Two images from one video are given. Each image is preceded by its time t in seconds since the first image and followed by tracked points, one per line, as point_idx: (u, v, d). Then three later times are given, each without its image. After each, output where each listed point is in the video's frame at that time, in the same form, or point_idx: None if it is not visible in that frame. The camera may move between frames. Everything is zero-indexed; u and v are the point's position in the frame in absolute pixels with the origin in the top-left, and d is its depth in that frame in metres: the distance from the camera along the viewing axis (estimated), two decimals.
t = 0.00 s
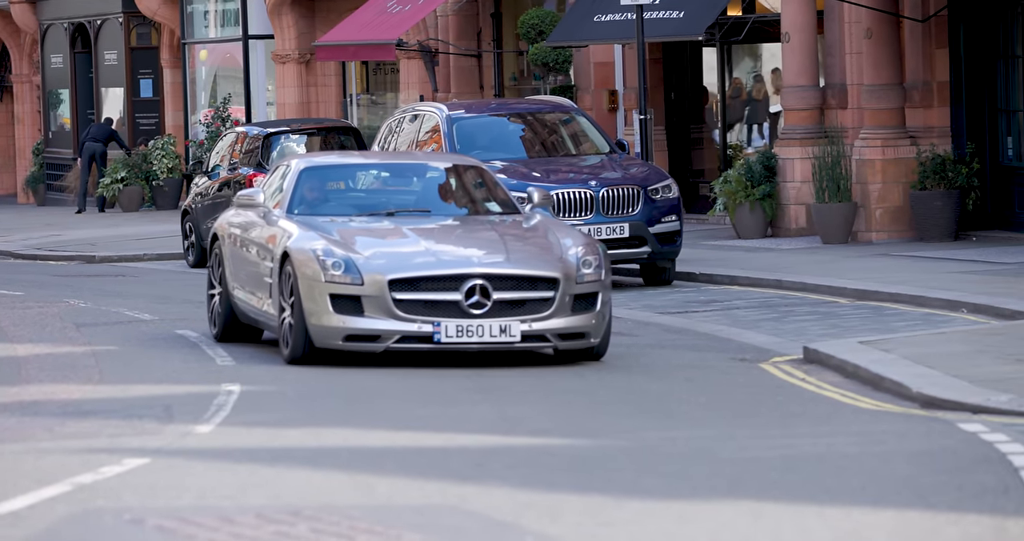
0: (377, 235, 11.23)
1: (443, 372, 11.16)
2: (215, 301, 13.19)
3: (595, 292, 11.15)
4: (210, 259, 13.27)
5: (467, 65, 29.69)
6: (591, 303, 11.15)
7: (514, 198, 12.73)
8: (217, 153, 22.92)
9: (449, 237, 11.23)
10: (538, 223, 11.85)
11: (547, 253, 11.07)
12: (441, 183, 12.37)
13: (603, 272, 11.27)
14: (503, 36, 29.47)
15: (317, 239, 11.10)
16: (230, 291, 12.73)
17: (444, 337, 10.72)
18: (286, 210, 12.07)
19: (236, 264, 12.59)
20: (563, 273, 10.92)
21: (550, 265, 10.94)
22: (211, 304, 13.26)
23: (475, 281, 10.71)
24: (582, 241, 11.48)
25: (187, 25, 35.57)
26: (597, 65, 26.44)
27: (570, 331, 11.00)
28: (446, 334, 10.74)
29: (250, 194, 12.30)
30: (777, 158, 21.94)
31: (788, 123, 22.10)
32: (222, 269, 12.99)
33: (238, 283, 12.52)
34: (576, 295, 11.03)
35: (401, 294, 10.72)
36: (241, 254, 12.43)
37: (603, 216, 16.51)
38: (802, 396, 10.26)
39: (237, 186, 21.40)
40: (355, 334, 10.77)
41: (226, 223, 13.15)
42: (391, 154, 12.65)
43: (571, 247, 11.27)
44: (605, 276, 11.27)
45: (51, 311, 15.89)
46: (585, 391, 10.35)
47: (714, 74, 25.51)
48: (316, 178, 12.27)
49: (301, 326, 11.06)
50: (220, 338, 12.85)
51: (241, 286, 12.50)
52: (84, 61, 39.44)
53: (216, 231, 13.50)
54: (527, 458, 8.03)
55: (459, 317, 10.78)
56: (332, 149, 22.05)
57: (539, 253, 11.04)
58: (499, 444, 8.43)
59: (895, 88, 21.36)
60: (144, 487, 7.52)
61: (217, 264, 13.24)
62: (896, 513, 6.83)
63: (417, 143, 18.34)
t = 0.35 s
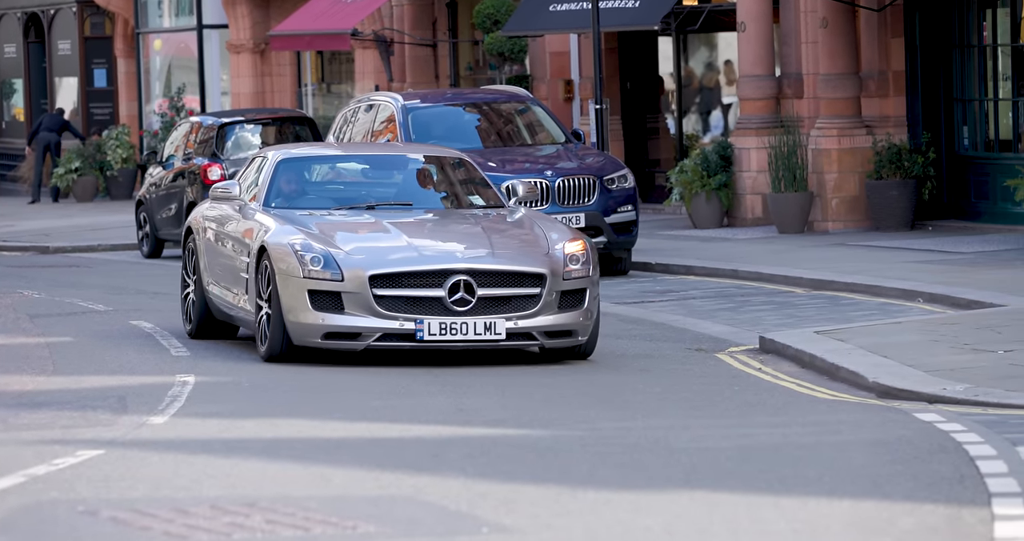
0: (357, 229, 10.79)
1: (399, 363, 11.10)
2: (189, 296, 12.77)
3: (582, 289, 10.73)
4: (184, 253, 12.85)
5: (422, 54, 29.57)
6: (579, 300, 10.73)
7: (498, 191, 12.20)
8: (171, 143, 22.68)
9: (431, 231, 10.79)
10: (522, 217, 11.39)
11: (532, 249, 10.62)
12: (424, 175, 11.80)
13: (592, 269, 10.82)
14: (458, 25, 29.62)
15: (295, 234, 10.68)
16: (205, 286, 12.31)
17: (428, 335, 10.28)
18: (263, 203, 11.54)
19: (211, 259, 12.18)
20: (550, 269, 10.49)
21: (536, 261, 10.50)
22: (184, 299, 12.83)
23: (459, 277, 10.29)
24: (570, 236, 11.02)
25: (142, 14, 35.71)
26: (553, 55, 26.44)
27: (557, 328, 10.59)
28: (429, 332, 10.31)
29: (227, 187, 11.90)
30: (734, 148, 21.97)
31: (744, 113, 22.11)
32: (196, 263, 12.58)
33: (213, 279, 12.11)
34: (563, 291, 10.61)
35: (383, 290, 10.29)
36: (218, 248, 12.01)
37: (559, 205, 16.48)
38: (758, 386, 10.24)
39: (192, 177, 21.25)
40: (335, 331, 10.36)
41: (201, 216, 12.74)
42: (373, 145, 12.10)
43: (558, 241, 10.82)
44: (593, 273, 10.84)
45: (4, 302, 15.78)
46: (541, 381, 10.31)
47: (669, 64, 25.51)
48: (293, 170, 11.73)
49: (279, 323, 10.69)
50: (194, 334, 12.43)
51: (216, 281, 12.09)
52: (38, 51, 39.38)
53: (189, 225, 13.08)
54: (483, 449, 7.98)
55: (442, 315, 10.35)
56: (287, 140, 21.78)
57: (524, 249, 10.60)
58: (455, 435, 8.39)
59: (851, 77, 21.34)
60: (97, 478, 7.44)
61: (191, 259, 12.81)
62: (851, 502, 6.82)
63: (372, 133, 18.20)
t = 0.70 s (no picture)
0: (349, 224, 10.37)
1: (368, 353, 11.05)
2: (175, 292, 12.31)
3: (582, 286, 10.33)
4: (170, 247, 12.40)
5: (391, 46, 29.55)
6: (579, 297, 10.33)
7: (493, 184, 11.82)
8: (139, 135, 22.53)
9: (425, 227, 10.37)
10: (518, 212, 10.98)
11: (530, 245, 10.22)
12: (418, 168, 11.41)
13: (592, 265, 10.42)
14: (428, 17, 29.73)
15: (285, 229, 10.26)
16: (192, 282, 11.86)
17: (423, 335, 9.89)
18: (253, 197, 11.18)
19: (198, 253, 11.72)
20: (549, 267, 10.10)
21: (534, 258, 10.10)
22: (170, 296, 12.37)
23: (456, 275, 9.89)
24: (569, 230, 10.62)
25: (110, 6, 35.83)
26: (521, 46, 26.40)
27: (556, 328, 10.20)
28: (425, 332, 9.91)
29: (216, 179, 11.46)
30: (703, 140, 22.03)
31: (714, 104, 22.11)
32: (183, 258, 12.11)
33: (201, 275, 11.67)
34: (562, 289, 10.21)
35: (377, 288, 9.89)
36: (205, 244, 11.57)
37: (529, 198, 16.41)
38: (728, 378, 10.22)
39: (162, 169, 21.14)
40: (327, 331, 9.96)
41: (187, 209, 12.27)
42: (365, 136, 11.70)
43: (558, 237, 10.40)
44: (594, 269, 10.43)
45: None
46: (510, 372, 10.28)
47: (639, 55, 25.53)
48: (284, 162, 11.35)
49: (269, 321, 10.27)
50: (181, 332, 12.00)
51: (204, 277, 11.63)
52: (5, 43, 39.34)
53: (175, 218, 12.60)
54: (453, 441, 7.94)
55: (438, 313, 9.96)
56: (256, 132, 21.63)
57: (522, 244, 10.20)
58: (425, 427, 8.34)
59: (820, 69, 21.32)
60: (63, 471, 7.37)
61: (176, 254, 12.35)
62: (821, 494, 6.80)
63: (341, 124, 18.10)
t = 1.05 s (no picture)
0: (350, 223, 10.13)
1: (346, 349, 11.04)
2: (170, 291, 11.99)
3: (589, 287, 10.08)
4: (164, 245, 12.08)
5: (369, 41, 29.55)
6: (585, 298, 10.08)
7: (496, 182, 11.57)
8: (117, 130, 22.43)
9: (429, 227, 10.12)
10: (522, 211, 10.73)
11: (535, 244, 9.98)
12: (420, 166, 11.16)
13: (599, 265, 10.17)
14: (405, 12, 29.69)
15: (284, 228, 10.01)
16: (187, 281, 11.53)
17: (426, 337, 9.66)
18: (249, 194, 10.91)
19: (193, 252, 11.41)
20: (555, 267, 9.85)
21: (539, 257, 9.86)
22: (165, 295, 12.04)
23: (459, 275, 9.65)
24: (575, 229, 10.38)
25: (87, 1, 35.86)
26: (499, 42, 26.38)
27: (562, 329, 9.95)
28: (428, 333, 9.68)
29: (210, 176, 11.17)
30: (680, 135, 22.04)
31: (692, 100, 22.12)
32: (177, 256, 11.79)
33: (196, 275, 11.35)
34: (569, 290, 9.96)
35: (379, 289, 9.65)
36: (201, 243, 11.24)
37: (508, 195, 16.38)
38: (706, 373, 10.23)
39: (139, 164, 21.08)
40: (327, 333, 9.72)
41: (182, 206, 11.95)
42: (363, 132, 11.45)
43: (563, 237, 10.16)
44: (600, 269, 10.18)
45: None
46: (489, 368, 10.27)
47: (617, 51, 25.56)
48: (282, 158, 11.07)
49: (269, 321, 10.00)
50: (177, 332, 11.69)
51: (199, 276, 11.31)
52: None
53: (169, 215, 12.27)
54: (432, 437, 7.93)
55: (441, 314, 9.72)
56: (234, 127, 21.49)
57: (527, 244, 9.96)
58: (404, 422, 8.33)
59: (798, 64, 21.35)
60: (41, 467, 7.35)
61: (171, 252, 12.03)
62: (799, 489, 6.81)
63: (319, 120, 18.06)
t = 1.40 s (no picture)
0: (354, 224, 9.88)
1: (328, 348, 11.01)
2: (168, 295, 11.70)
3: (599, 289, 9.83)
4: (163, 248, 11.80)
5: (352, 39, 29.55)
6: (594, 301, 9.83)
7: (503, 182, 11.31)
8: (100, 129, 22.37)
9: (436, 228, 9.86)
10: (529, 211, 10.47)
11: (544, 246, 9.73)
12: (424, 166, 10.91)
13: (609, 267, 9.91)
14: (389, 11, 29.67)
15: (285, 230, 9.76)
16: (187, 284, 11.25)
17: (433, 341, 9.40)
18: (250, 195, 10.62)
19: (192, 254, 11.14)
20: (565, 269, 9.59)
21: (548, 259, 9.61)
22: (163, 299, 11.73)
23: (466, 277, 9.40)
24: (583, 230, 10.12)
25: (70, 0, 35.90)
26: (482, 40, 26.39)
27: (571, 333, 9.70)
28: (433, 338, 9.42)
29: (210, 177, 10.88)
30: (664, 133, 22.08)
31: (675, 98, 22.15)
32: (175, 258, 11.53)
33: (196, 278, 11.06)
34: (578, 292, 9.71)
35: (384, 291, 9.40)
36: (202, 245, 10.96)
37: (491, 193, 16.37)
38: (690, 371, 10.23)
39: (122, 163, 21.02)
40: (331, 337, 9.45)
41: (182, 207, 11.67)
42: (364, 132, 11.17)
43: (573, 238, 9.91)
44: (610, 271, 9.93)
45: None
46: (472, 367, 10.25)
47: (600, 49, 25.56)
48: (284, 158, 10.79)
49: (271, 325, 9.74)
50: (176, 336, 11.39)
51: (199, 279, 11.04)
52: None
53: (168, 217, 11.98)
54: (415, 435, 7.92)
55: (447, 317, 9.47)
56: (217, 125, 21.45)
57: (535, 246, 9.71)
58: (387, 422, 8.32)
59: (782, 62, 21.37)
60: (23, 466, 7.32)
61: (170, 255, 11.74)
62: (782, 487, 6.81)
63: (302, 118, 18.02)
